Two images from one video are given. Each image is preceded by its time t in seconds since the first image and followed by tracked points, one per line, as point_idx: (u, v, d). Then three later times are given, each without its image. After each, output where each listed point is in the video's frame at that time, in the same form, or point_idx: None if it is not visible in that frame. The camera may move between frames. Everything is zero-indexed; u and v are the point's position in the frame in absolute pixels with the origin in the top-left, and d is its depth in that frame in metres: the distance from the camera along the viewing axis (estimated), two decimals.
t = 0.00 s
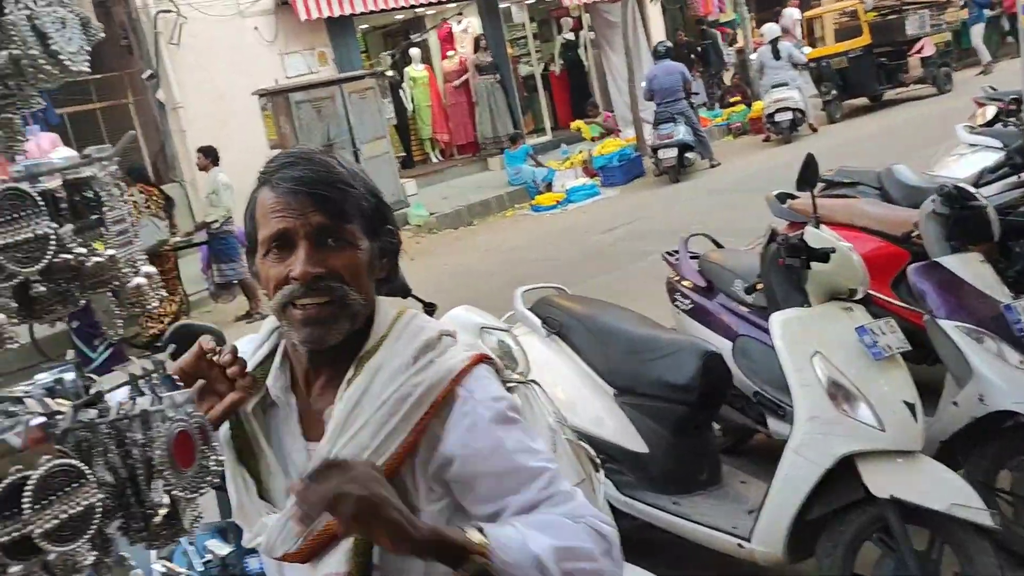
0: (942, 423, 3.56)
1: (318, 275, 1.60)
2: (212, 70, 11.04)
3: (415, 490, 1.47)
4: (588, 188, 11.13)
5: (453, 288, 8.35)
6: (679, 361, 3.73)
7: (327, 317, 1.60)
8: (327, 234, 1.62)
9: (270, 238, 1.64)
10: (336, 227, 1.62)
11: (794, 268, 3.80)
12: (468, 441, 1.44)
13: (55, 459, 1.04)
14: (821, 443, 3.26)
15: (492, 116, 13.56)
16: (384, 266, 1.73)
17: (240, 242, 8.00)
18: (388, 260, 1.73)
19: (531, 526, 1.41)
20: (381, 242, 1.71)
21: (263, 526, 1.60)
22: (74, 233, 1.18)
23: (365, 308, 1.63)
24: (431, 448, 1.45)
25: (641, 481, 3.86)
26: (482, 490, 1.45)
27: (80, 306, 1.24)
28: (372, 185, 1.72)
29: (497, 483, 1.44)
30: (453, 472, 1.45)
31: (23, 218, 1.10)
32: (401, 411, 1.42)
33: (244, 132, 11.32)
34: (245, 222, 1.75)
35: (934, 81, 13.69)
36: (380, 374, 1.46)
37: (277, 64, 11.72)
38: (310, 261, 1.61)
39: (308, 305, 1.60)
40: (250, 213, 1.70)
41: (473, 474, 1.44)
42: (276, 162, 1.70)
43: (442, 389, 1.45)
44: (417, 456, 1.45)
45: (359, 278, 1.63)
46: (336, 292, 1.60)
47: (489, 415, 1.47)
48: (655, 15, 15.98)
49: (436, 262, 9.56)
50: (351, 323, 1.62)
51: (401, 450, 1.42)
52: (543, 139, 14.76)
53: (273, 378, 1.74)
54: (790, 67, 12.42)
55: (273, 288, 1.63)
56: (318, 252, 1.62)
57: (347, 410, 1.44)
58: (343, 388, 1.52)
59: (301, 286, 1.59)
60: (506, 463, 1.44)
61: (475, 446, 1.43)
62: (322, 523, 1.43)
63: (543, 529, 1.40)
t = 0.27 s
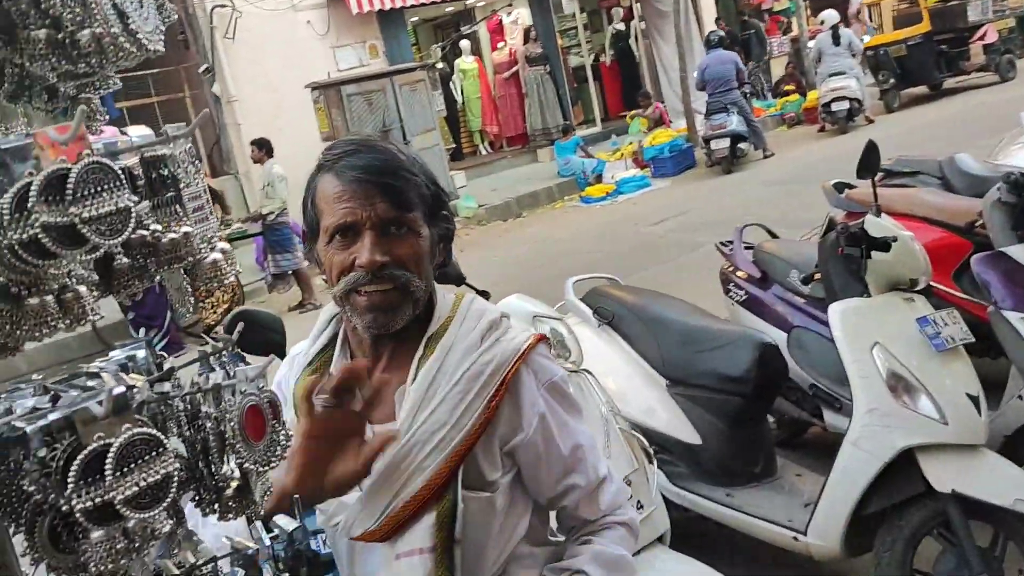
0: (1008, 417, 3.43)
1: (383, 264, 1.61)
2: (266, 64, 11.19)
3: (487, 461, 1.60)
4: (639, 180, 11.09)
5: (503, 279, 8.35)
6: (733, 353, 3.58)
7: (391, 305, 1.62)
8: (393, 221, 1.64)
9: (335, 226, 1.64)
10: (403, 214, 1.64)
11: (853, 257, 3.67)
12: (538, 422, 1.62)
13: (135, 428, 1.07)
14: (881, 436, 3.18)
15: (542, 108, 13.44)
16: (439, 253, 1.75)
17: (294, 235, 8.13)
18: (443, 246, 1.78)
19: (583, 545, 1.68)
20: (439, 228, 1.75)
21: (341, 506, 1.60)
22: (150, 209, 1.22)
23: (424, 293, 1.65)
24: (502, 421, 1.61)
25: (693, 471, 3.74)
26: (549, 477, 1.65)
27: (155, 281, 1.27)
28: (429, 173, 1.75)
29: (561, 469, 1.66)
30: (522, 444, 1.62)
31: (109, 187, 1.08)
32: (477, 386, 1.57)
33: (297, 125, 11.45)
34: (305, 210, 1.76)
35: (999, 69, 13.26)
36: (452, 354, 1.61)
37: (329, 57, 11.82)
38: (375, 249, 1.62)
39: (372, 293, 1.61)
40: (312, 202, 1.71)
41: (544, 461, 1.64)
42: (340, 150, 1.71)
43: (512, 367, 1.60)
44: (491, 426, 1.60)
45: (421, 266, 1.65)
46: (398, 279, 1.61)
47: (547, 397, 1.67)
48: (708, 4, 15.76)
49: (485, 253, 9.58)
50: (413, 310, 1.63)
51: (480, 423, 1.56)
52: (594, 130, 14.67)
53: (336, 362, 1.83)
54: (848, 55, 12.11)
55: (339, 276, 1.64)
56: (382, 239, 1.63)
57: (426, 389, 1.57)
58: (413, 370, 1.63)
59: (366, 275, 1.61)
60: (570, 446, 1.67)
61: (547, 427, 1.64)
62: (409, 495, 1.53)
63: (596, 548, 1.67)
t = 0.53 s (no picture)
0: None
1: (448, 247, 1.61)
2: (313, 55, 11.28)
3: (553, 442, 1.64)
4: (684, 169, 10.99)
5: (547, 269, 8.34)
6: (782, 343, 3.51)
7: (453, 289, 1.60)
8: (460, 207, 1.65)
9: (403, 204, 1.65)
10: (470, 201, 1.65)
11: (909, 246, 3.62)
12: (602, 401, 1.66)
13: (206, 406, 1.10)
14: (936, 428, 3.08)
15: (587, 98, 13.39)
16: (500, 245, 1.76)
17: (342, 225, 8.22)
18: (505, 240, 1.79)
19: (651, 536, 1.67)
20: (504, 221, 1.76)
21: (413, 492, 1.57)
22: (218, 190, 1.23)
23: (485, 281, 1.64)
24: (563, 401, 1.65)
25: (744, 463, 3.66)
26: (612, 455, 1.69)
27: (220, 264, 1.27)
28: (501, 169, 1.76)
29: (625, 447, 1.69)
30: (587, 424, 1.65)
31: (180, 169, 1.10)
32: (545, 368, 1.59)
33: (343, 116, 11.54)
34: (375, 189, 1.78)
35: None
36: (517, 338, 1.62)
37: (375, 48, 11.88)
38: (442, 231, 1.63)
39: (434, 274, 1.60)
40: (382, 178, 1.73)
41: (607, 439, 1.68)
42: (413, 132, 1.72)
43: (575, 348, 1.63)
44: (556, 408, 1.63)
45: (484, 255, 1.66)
46: (460, 265, 1.61)
47: (606, 375, 1.70)
48: None
49: (529, 243, 9.58)
50: (473, 297, 1.62)
51: (550, 405, 1.59)
52: (638, 120, 14.56)
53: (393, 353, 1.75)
54: (902, 40, 11.78)
55: (402, 255, 1.65)
56: (450, 223, 1.64)
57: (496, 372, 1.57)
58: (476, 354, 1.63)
59: (430, 256, 1.61)
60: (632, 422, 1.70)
61: (610, 405, 1.68)
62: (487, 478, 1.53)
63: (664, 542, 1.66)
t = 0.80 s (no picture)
0: None
1: (507, 239, 1.64)
2: (355, 46, 11.36)
3: (600, 439, 1.68)
4: (726, 159, 10.90)
5: (587, 259, 8.33)
6: (827, 335, 3.49)
7: (509, 281, 1.63)
8: (522, 200, 1.67)
9: (466, 194, 1.68)
10: (531, 195, 1.67)
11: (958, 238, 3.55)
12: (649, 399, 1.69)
13: (272, 395, 1.13)
14: (985, 422, 2.98)
15: (629, 87, 13.26)
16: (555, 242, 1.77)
17: (384, 215, 8.27)
18: (561, 235, 1.80)
19: (693, 536, 1.70)
20: (562, 217, 1.79)
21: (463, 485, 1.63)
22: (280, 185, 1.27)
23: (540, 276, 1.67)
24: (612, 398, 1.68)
25: (787, 455, 3.63)
26: (657, 453, 1.73)
27: (280, 256, 1.31)
28: (562, 164, 1.79)
29: (672, 445, 1.73)
30: (634, 421, 1.69)
31: (247, 165, 1.12)
32: (593, 366, 1.62)
33: (384, 105, 11.61)
34: (436, 175, 1.80)
35: None
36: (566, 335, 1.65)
37: (416, 39, 11.93)
38: (501, 223, 1.65)
39: (491, 265, 1.63)
40: (444, 167, 1.75)
41: (652, 437, 1.71)
42: (479, 122, 1.74)
43: (624, 345, 1.66)
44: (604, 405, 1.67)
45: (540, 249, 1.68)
46: (517, 258, 1.63)
47: (654, 372, 1.73)
48: None
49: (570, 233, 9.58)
50: (526, 290, 1.65)
51: (597, 403, 1.61)
52: (680, 108, 14.44)
53: (445, 342, 1.82)
54: (952, 26, 11.54)
55: (461, 245, 1.69)
56: (510, 215, 1.66)
57: (545, 368, 1.61)
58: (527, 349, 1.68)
59: (488, 248, 1.63)
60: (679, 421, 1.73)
61: (657, 403, 1.71)
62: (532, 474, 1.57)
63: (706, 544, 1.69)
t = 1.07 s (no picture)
0: None
1: (541, 225, 1.66)
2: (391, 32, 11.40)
3: (631, 430, 1.70)
4: (763, 146, 10.80)
5: (620, 247, 8.32)
6: (863, 324, 3.44)
7: (543, 266, 1.65)
8: (556, 185, 1.70)
9: (501, 180, 1.70)
10: (565, 180, 1.70)
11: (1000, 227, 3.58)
12: (684, 392, 1.69)
13: (313, 372, 1.16)
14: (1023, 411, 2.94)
15: (663, 73, 13.26)
16: (594, 228, 1.81)
17: (418, 202, 8.33)
18: (598, 221, 1.83)
19: (735, 536, 1.71)
20: (597, 201, 1.81)
21: (491, 473, 1.67)
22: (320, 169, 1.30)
23: (575, 262, 1.69)
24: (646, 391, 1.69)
25: (821, 444, 3.59)
26: (692, 445, 1.73)
27: (319, 240, 1.34)
28: (597, 148, 1.80)
29: (707, 438, 1.73)
30: (667, 413, 1.70)
31: (290, 150, 1.16)
32: (625, 359, 1.63)
33: (419, 92, 11.65)
34: (470, 163, 1.83)
35: None
36: (599, 328, 1.67)
37: (451, 25, 11.95)
38: (536, 210, 1.67)
39: (527, 251, 1.66)
40: (479, 155, 1.77)
41: (686, 430, 1.72)
42: (513, 109, 1.76)
43: (658, 338, 1.66)
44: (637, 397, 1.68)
45: (574, 235, 1.70)
46: (553, 244, 1.66)
47: (691, 364, 1.73)
48: None
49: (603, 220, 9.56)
50: (561, 276, 1.67)
51: (628, 396, 1.62)
52: (716, 95, 14.32)
53: (476, 330, 1.87)
54: (997, 10, 11.31)
55: (496, 231, 1.72)
56: (544, 201, 1.69)
57: (577, 360, 1.63)
58: (560, 340, 1.70)
59: (523, 234, 1.66)
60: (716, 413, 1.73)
61: (693, 396, 1.70)
62: (560, 467, 1.59)
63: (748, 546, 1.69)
